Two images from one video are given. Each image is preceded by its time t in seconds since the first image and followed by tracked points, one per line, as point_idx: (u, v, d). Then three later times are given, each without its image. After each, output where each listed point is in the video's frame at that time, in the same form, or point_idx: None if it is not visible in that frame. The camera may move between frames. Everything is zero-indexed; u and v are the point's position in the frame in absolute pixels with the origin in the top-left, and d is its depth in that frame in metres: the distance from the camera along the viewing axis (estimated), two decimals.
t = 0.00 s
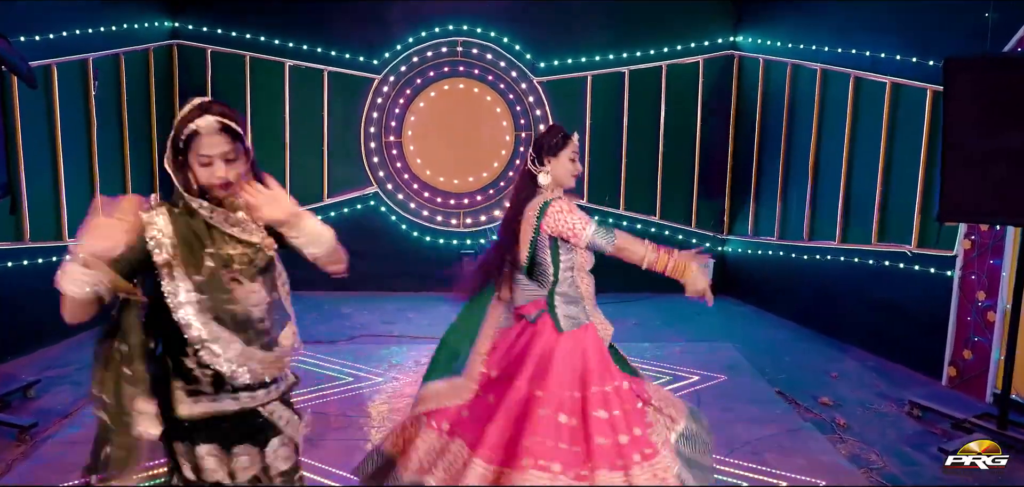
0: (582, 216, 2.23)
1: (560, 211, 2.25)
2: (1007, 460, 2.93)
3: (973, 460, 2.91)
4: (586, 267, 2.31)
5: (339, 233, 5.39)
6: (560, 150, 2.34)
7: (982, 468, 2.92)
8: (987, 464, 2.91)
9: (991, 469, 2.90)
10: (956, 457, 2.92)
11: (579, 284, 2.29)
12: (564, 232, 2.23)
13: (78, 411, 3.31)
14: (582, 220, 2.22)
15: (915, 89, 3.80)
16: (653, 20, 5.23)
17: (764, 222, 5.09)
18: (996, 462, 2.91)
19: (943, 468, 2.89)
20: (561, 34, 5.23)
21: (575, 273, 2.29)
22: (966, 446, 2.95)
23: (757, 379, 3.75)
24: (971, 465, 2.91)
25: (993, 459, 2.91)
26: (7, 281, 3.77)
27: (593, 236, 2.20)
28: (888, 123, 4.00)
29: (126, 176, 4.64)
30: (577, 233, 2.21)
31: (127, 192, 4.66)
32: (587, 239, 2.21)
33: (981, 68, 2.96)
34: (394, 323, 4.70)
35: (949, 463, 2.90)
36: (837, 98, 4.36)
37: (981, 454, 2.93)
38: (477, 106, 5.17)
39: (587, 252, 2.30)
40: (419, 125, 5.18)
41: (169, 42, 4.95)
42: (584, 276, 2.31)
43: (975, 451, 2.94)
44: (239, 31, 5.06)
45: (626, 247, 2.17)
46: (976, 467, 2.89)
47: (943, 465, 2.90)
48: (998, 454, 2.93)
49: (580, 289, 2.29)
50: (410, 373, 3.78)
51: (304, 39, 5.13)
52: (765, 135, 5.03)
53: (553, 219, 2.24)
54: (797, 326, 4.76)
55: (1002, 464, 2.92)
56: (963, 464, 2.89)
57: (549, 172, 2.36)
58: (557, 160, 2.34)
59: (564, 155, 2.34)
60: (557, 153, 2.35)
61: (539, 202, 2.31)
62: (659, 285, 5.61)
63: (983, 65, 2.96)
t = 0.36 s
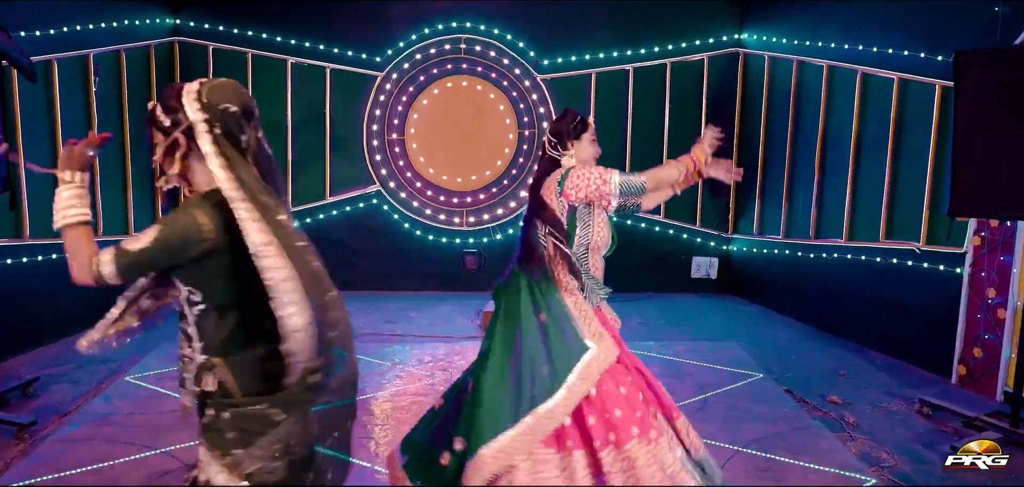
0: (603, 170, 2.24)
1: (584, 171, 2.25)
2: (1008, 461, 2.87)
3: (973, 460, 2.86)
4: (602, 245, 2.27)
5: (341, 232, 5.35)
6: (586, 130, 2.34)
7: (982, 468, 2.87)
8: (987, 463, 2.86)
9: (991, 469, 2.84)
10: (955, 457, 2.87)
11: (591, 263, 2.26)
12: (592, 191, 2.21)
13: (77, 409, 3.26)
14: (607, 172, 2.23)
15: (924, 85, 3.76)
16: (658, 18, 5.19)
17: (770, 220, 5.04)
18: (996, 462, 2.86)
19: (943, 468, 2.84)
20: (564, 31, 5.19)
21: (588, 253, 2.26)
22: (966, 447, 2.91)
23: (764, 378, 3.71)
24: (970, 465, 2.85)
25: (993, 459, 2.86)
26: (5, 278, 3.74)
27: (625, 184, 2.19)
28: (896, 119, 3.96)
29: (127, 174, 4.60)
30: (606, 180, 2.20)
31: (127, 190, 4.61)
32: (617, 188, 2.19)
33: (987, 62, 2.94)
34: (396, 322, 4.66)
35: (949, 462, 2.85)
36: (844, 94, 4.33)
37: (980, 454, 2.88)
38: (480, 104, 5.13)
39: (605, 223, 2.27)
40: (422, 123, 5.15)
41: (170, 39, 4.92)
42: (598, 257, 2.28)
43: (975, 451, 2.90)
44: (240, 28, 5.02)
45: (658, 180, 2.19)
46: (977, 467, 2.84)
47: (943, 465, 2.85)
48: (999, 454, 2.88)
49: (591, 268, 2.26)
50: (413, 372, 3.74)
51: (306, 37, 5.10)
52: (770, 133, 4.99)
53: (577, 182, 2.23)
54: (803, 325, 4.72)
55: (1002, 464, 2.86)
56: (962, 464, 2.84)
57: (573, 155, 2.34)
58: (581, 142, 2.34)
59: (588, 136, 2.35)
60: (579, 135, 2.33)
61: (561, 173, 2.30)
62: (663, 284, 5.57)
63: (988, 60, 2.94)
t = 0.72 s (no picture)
0: (613, 172, 2.24)
1: (594, 172, 2.25)
2: (1008, 461, 2.85)
3: (972, 460, 2.84)
4: (607, 249, 2.30)
5: (344, 231, 5.36)
6: (608, 135, 2.33)
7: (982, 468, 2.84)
8: (986, 464, 2.83)
9: (991, 469, 2.81)
10: (954, 458, 2.85)
11: (595, 269, 2.31)
12: (599, 194, 2.22)
13: (83, 404, 3.27)
14: (616, 174, 2.23)
15: (925, 82, 3.79)
16: (659, 18, 5.21)
17: (771, 219, 5.05)
18: (996, 462, 2.83)
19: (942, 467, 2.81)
20: (566, 30, 5.21)
21: (591, 258, 2.30)
22: (966, 447, 2.91)
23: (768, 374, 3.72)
24: (970, 465, 2.82)
25: (993, 459, 2.84)
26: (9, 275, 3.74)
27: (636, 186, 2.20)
28: (897, 117, 3.97)
29: (131, 172, 4.61)
30: (614, 184, 2.21)
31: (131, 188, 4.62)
32: (625, 191, 2.20)
33: (988, 57, 2.97)
34: (399, 320, 4.67)
35: (949, 463, 2.83)
36: (845, 92, 4.34)
37: (980, 454, 2.87)
38: (483, 103, 5.15)
39: (610, 227, 2.30)
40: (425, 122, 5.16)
41: (173, 38, 4.93)
42: (603, 263, 2.31)
43: (975, 451, 2.90)
44: (244, 28, 5.04)
45: (666, 182, 2.18)
46: (976, 467, 2.82)
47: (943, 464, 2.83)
48: (998, 454, 2.87)
49: (595, 274, 2.30)
50: (417, 368, 3.74)
51: (309, 36, 5.11)
52: (772, 131, 5.00)
53: (586, 183, 2.24)
54: (806, 323, 4.72)
55: (1002, 465, 2.83)
56: (962, 464, 2.81)
57: (593, 160, 2.34)
58: (603, 147, 2.33)
59: (610, 140, 2.34)
60: (601, 141, 2.33)
61: (572, 174, 2.32)
62: (665, 284, 5.58)
63: (990, 55, 2.97)
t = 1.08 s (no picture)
0: (611, 177, 2.10)
1: (592, 174, 2.13)
2: (1008, 462, 2.81)
3: (972, 460, 2.80)
4: (601, 248, 2.19)
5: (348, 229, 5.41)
6: (620, 134, 2.21)
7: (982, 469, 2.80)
8: (987, 464, 2.79)
9: (991, 469, 2.76)
10: (954, 458, 2.81)
11: (588, 268, 2.20)
12: (591, 197, 2.11)
13: (93, 395, 3.31)
14: (614, 181, 2.09)
15: (923, 80, 3.85)
16: (661, 18, 5.26)
17: (771, 217, 5.10)
18: (997, 462, 2.79)
19: (942, 466, 2.78)
20: (567, 30, 5.27)
21: (584, 257, 2.20)
22: (966, 447, 2.88)
23: (769, 367, 3.77)
24: (970, 465, 2.79)
25: (994, 459, 2.80)
26: (20, 270, 3.80)
27: (631, 199, 2.03)
28: (895, 114, 4.03)
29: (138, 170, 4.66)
30: (608, 191, 2.07)
31: (138, 186, 4.67)
32: (616, 202, 2.06)
33: (984, 52, 3.02)
34: (404, 316, 4.72)
35: (949, 463, 2.79)
36: (844, 90, 4.40)
37: (980, 454, 2.83)
38: (486, 102, 5.20)
39: (605, 229, 2.18)
40: (429, 121, 5.21)
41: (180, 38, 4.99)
42: (597, 261, 2.20)
43: (976, 451, 2.86)
44: (250, 28, 5.10)
45: (662, 203, 1.99)
46: (977, 467, 2.78)
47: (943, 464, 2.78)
48: (999, 454, 2.83)
49: (588, 272, 2.20)
50: (422, 361, 3.79)
51: (314, 36, 5.17)
52: (772, 129, 5.05)
53: (582, 184, 2.14)
54: (806, 320, 4.77)
55: (1003, 465, 2.79)
56: (962, 463, 2.78)
57: (602, 157, 2.23)
58: (613, 146, 2.21)
59: (622, 139, 2.21)
60: (613, 139, 2.21)
61: (574, 169, 2.23)
62: (666, 281, 5.63)
63: (987, 50, 3.02)
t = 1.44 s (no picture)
0: (607, 169, 2.08)
1: (588, 163, 2.11)
2: (1010, 462, 2.73)
3: (972, 460, 2.73)
4: (587, 235, 2.17)
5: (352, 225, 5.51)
6: (627, 125, 2.19)
7: (982, 469, 2.73)
8: (987, 464, 2.72)
9: (991, 469, 2.70)
10: (954, 457, 2.75)
11: (571, 253, 2.18)
12: (584, 184, 2.09)
13: (105, 384, 3.37)
14: (608, 173, 2.07)
15: (917, 77, 3.93)
16: (661, 17, 5.33)
17: (769, 213, 5.18)
18: (997, 462, 2.72)
19: (942, 467, 2.72)
20: (569, 29, 5.36)
21: (569, 241, 2.18)
22: (966, 447, 2.80)
23: (767, 357, 3.86)
24: (970, 465, 2.72)
25: (994, 459, 2.72)
26: (32, 262, 3.87)
27: (620, 191, 2.02)
28: (890, 111, 4.12)
29: (147, 167, 4.73)
30: (600, 182, 2.05)
31: (147, 182, 4.74)
32: (606, 194, 2.04)
33: (976, 46, 3.11)
34: (408, 309, 4.80)
35: (949, 462, 2.73)
36: (841, 87, 4.49)
37: (980, 454, 2.76)
38: (489, 100, 5.27)
39: (592, 218, 2.17)
40: (432, 119, 5.27)
41: (188, 37, 5.07)
42: (583, 248, 2.18)
43: (976, 451, 2.78)
44: (256, 26, 5.16)
45: (650, 206, 2.01)
46: (977, 467, 2.71)
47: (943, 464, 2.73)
48: (999, 454, 2.75)
49: (571, 257, 2.18)
50: (428, 352, 3.87)
51: (319, 35, 5.25)
52: (769, 127, 5.13)
53: (577, 170, 2.12)
54: (803, 313, 4.85)
55: (1003, 465, 2.71)
56: (962, 464, 2.71)
57: (604, 145, 2.22)
58: (618, 135, 2.19)
59: (628, 130, 2.20)
60: (619, 128, 2.19)
61: (575, 153, 2.21)
62: (666, 277, 5.69)
63: (979, 44, 3.10)
